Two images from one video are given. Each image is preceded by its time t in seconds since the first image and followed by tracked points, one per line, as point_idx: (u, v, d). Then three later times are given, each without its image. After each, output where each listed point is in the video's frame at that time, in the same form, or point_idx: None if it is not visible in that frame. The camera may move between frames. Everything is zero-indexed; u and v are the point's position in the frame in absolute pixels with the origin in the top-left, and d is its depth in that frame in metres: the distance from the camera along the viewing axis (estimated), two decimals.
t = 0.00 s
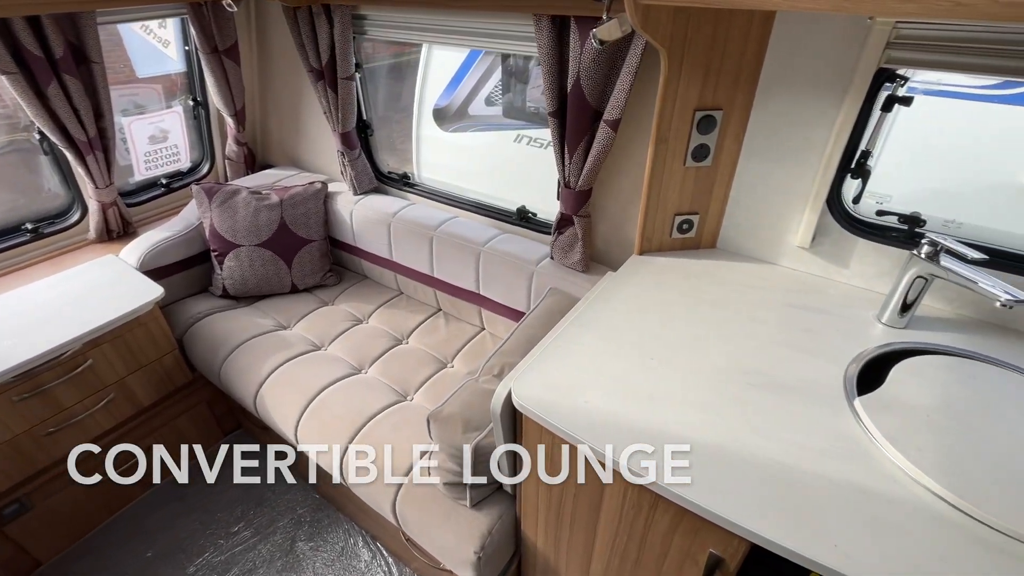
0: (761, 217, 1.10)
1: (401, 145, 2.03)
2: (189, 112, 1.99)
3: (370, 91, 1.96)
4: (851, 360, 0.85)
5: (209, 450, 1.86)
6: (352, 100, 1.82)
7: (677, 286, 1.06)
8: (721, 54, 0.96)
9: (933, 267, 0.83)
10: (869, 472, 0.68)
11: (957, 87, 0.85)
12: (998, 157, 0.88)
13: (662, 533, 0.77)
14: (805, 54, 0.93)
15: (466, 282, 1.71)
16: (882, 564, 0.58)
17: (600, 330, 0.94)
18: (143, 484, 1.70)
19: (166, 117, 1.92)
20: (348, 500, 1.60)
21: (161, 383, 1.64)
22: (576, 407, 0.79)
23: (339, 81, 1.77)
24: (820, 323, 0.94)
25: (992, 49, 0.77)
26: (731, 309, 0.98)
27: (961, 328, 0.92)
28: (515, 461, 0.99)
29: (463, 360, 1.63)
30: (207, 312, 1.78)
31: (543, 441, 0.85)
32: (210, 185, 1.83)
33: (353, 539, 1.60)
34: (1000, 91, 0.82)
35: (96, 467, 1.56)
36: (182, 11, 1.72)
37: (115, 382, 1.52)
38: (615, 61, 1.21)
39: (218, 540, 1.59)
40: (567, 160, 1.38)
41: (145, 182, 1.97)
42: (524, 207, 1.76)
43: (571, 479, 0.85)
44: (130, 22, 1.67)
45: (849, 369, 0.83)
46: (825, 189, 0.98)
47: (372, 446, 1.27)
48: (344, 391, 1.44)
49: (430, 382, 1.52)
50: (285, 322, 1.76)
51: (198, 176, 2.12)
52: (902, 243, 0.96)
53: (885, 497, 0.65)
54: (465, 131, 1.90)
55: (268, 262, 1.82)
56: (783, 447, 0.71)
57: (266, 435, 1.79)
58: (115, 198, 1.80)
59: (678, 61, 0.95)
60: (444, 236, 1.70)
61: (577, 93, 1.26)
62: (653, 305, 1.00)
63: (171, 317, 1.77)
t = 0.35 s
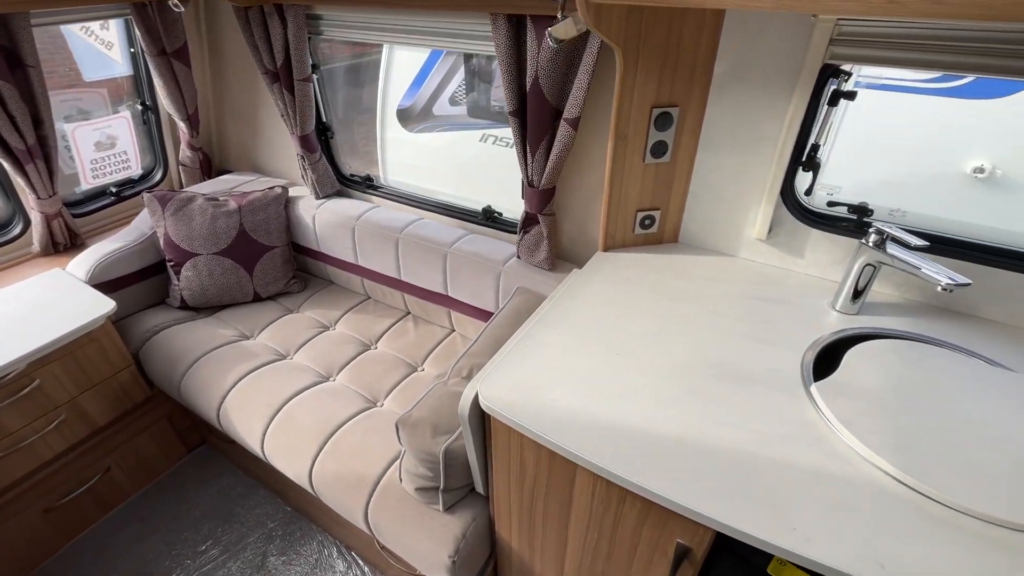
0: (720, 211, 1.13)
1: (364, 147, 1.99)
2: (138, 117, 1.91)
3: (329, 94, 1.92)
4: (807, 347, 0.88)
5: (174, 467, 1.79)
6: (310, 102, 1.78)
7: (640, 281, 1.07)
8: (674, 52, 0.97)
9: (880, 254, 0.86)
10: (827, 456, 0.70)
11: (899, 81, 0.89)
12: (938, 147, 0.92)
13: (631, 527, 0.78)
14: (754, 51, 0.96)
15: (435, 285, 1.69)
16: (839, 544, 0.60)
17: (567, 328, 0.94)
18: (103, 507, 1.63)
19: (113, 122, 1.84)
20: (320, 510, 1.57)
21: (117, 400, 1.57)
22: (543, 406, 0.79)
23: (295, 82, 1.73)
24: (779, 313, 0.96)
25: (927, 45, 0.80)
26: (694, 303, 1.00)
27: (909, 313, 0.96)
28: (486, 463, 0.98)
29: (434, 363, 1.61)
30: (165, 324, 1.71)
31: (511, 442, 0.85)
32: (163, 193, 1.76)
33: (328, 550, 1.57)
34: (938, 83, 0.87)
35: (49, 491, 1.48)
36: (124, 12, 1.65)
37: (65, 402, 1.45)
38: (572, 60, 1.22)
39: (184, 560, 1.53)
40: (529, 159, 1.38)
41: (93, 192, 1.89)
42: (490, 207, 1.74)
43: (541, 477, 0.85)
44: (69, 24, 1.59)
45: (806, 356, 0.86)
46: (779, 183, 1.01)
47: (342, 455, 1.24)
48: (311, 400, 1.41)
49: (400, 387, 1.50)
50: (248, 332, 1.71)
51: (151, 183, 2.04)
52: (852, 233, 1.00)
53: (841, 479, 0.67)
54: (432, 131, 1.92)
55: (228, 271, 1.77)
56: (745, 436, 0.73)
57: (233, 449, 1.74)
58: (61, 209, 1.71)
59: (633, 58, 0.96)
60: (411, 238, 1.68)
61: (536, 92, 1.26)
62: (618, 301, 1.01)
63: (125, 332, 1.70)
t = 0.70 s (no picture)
0: (679, 206, 1.15)
1: (322, 150, 1.94)
2: (79, 123, 1.82)
3: (284, 96, 1.87)
4: (765, 337, 0.90)
5: (132, 489, 1.72)
6: (264, 105, 1.73)
7: (603, 278, 1.08)
8: (628, 50, 0.98)
9: (830, 244, 0.89)
10: (785, 442, 0.72)
11: (847, 76, 0.92)
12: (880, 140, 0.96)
13: (600, 523, 0.78)
14: (705, 49, 0.97)
15: (400, 288, 1.67)
16: (799, 527, 0.62)
17: (533, 327, 0.94)
18: (55, 535, 1.55)
19: (52, 129, 1.75)
20: (290, 523, 1.53)
21: (66, 421, 1.50)
22: (510, 407, 0.79)
23: (247, 85, 1.68)
24: (738, 305, 0.98)
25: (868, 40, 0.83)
26: (656, 297, 1.01)
27: (859, 299, 0.99)
28: (455, 467, 0.97)
29: (402, 367, 1.59)
30: (117, 339, 1.64)
31: (478, 444, 0.84)
32: (109, 203, 1.68)
33: (300, 564, 1.53)
34: (886, 77, 0.90)
35: None
36: (59, 12, 1.57)
37: (9, 427, 1.37)
38: (528, 59, 1.22)
39: None
40: (490, 158, 1.38)
41: (33, 203, 1.79)
42: (454, 207, 1.73)
43: (510, 478, 0.85)
44: None
45: (763, 346, 0.88)
46: (734, 177, 1.03)
47: (309, 466, 1.21)
48: (276, 412, 1.37)
49: (368, 393, 1.48)
50: (207, 344, 1.65)
51: (97, 192, 1.94)
52: (803, 224, 1.03)
53: (799, 464, 0.69)
54: (393, 133, 1.86)
55: (183, 281, 1.70)
56: (708, 428, 0.74)
57: (196, 466, 1.68)
58: None
59: (587, 57, 0.97)
60: (374, 242, 1.65)
61: (493, 91, 1.26)
62: (582, 298, 1.02)
63: (73, 349, 1.62)
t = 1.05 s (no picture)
0: (642, 201, 1.16)
1: (281, 153, 1.89)
2: (19, 130, 1.74)
3: (239, 98, 1.82)
4: (729, 328, 0.92)
5: (92, 512, 1.64)
6: (218, 108, 1.67)
7: (570, 276, 1.08)
8: (586, 48, 0.99)
9: (787, 235, 0.92)
10: (750, 432, 0.73)
11: (795, 70, 0.95)
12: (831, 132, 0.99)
13: (573, 521, 0.78)
14: (661, 45, 0.99)
15: (367, 292, 1.64)
16: (764, 514, 0.63)
17: (500, 328, 0.94)
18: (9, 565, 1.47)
19: None
20: (261, 538, 1.49)
21: (16, 443, 1.44)
22: (479, 409, 0.78)
23: (199, 87, 1.62)
24: (703, 298, 1.00)
25: (816, 36, 0.86)
26: (622, 293, 1.02)
27: (817, 288, 1.02)
28: (427, 472, 0.96)
29: (373, 373, 1.56)
30: (69, 356, 1.56)
31: (448, 449, 0.83)
32: (54, 213, 1.61)
33: None
34: (834, 73, 0.93)
35: None
36: None
37: None
38: (488, 56, 1.21)
39: None
40: (454, 159, 1.36)
41: None
42: (420, 209, 1.70)
43: (482, 481, 0.84)
44: None
45: (726, 337, 0.90)
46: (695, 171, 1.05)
47: (278, 479, 1.18)
48: (241, 424, 1.33)
49: (339, 401, 1.44)
50: (167, 357, 1.59)
51: (42, 202, 1.84)
52: (762, 216, 1.06)
53: (764, 453, 0.71)
54: (357, 134, 1.81)
55: (138, 293, 1.63)
56: (676, 421, 0.75)
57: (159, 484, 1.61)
58: None
59: (546, 55, 0.97)
60: (339, 246, 1.62)
61: (453, 90, 1.25)
62: (550, 297, 1.02)
63: (21, 369, 1.54)
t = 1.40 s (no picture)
0: (604, 198, 1.17)
1: (236, 158, 1.83)
2: None
3: (189, 101, 1.76)
4: (692, 320, 0.94)
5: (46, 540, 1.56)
6: (166, 113, 1.61)
7: (535, 275, 1.08)
8: (541, 45, 0.98)
9: (744, 228, 0.94)
10: (713, 423, 0.75)
11: (746, 64, 0.97)
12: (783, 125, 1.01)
13: (542, 520, 0.78)
14: (615, 42, 0.99)
15: (331, 298, 1.61)
16: (728, 503, 0.64)
17: (465, 330, 0.93)
18: None
19: None
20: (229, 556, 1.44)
21: None
22: (445, 414, 0.77)
23: (144, 90, 1.55)
24: (665, 291, 1.01)
25: (763, 33, 0.88)
26: (587, 290, 1.03)
27: (775, 278, 1.05)
28: (395, 479, 0.94)
29: (340, 380, 1.53)
30: (13, 377, 1.48)
31: (415, 455, 0.82)
32: None
33: None
34: (784, 66, 0.96)
35: None
36: None
37: None
38: (444, 55, 1.20)
39: None
40: (414, 160, 1.34)
41: None
42: (383, 211, 1.68)
43: (451, 486, 0.83)
44: None
45: (689, 329, 0.91)
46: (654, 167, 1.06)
47: (242, 495, 1.14)
48: (202, 440, 1.28)
49: (305, 411, 1.41)
50: (121, 374, 1.52)
51: None
52: (721, 209, 1.08)
53: (727, 442, 0.72)
54: (317, 136, 1.73)
55: (87, 308, 1.56)
56: (640, 415, 0.76)
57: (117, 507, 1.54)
58: None
59: (502, 54, 0.96)
60: (300, 252, 1.58)
61: (410, 90, 1.23)
62: (514, 297, 1.01)
63: None
